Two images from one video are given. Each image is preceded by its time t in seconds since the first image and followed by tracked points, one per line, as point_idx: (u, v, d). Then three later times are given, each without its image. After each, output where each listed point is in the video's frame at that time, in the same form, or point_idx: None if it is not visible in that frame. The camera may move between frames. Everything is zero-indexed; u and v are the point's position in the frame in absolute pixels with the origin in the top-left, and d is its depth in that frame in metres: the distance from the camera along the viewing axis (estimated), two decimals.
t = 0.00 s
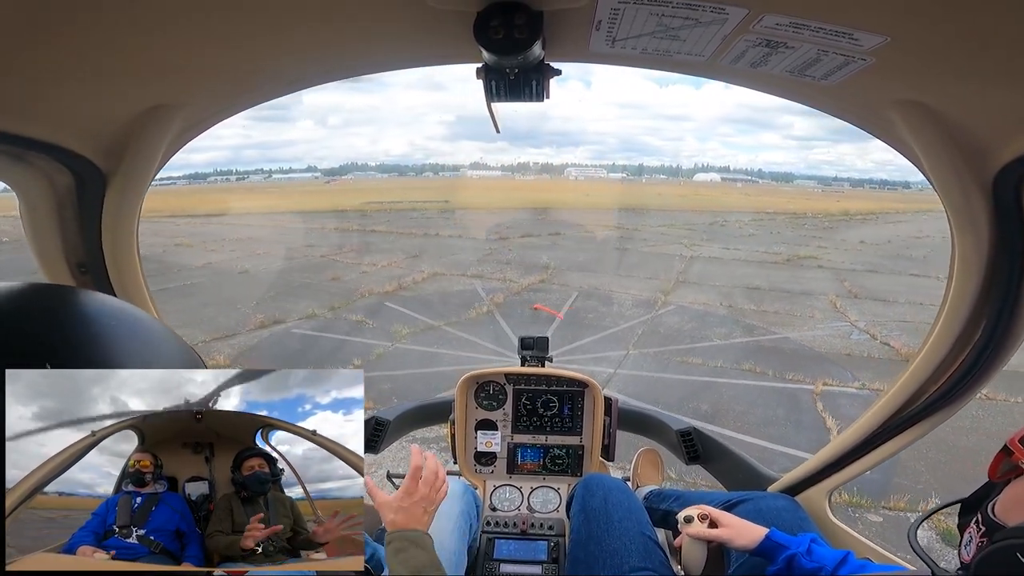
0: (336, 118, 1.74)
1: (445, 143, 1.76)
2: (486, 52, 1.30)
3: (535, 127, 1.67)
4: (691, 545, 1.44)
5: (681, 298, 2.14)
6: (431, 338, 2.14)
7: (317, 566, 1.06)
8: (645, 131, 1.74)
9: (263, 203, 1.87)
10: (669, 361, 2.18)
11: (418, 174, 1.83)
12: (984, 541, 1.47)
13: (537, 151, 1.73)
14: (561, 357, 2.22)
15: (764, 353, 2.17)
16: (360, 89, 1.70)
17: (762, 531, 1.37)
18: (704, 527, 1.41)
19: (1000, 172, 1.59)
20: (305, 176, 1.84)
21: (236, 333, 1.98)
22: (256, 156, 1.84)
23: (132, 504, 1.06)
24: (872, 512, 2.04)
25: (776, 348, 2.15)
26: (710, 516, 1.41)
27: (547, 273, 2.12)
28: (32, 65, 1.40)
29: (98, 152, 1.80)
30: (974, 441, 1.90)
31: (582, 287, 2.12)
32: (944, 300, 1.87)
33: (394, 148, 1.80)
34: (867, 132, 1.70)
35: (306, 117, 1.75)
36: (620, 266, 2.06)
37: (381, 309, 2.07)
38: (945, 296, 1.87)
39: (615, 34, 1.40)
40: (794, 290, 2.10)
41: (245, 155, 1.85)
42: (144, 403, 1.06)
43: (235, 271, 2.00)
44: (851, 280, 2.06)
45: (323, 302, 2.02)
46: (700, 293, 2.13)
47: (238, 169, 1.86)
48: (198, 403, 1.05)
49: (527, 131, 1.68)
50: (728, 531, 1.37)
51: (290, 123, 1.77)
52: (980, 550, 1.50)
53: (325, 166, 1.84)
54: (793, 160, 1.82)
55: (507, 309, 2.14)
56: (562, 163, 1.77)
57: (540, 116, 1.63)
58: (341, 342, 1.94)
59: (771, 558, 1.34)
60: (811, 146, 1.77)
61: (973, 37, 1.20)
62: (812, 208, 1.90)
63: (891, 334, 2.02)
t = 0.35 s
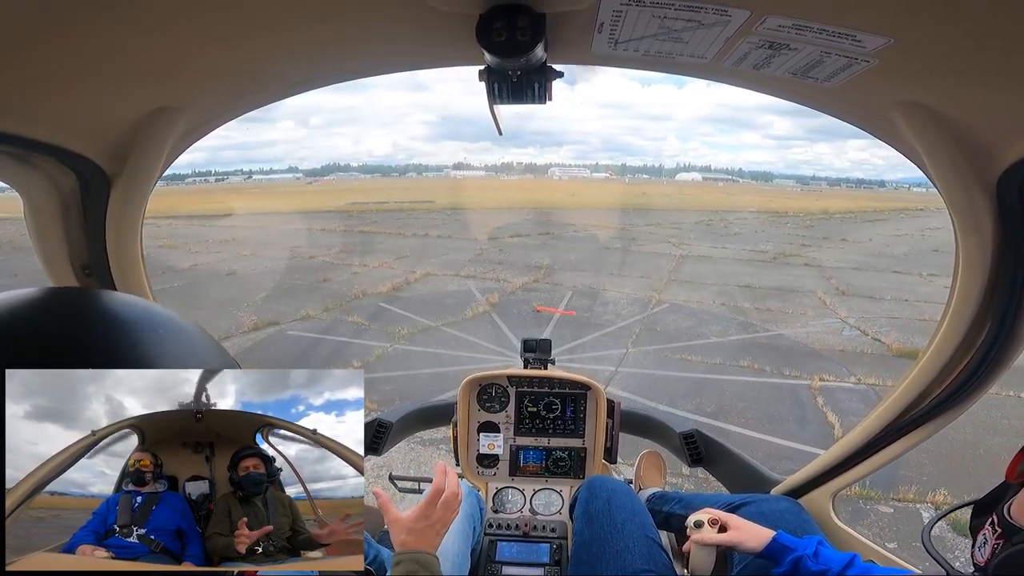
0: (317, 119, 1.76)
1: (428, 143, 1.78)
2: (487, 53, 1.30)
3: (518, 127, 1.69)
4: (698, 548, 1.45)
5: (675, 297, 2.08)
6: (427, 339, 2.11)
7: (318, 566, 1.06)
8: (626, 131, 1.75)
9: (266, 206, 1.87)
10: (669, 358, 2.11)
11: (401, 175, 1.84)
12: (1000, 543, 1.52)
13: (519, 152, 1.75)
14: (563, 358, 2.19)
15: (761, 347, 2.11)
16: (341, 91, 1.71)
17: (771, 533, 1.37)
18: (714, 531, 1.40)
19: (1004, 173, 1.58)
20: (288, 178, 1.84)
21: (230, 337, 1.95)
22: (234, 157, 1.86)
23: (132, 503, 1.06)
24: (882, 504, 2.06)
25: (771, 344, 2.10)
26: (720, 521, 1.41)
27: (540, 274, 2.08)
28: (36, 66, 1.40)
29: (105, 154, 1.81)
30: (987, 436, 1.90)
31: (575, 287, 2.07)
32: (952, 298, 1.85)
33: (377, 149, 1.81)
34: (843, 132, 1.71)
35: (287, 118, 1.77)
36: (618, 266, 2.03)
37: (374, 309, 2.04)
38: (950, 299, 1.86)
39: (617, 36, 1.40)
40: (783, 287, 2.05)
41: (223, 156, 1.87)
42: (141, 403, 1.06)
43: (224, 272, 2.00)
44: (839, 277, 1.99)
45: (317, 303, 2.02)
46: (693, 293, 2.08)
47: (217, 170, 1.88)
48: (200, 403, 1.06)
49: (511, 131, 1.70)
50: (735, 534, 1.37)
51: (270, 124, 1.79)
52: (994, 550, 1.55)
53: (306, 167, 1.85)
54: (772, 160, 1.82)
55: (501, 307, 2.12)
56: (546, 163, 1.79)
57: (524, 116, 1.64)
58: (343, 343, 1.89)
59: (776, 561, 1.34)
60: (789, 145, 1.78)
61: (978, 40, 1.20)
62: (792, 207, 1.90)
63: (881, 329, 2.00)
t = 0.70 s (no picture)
0: (299, 120, 1.74)
1: (411, 144, 1.78)
2: (487, 52, 1.30)
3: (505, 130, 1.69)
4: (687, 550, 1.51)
5: (670, 296, 2.12)
6: (430, 340, 2.13)
7: (306, 566, 1.06)
8: (610, 131, 1.75)
9: (262, 207, 1.86)
10: (671, 358, 2.17)
11: (383, 176, 1.84)
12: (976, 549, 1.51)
13: (504, 154, 1.76)
14: (563, 359, 2.25)
15: (757, 347, 2.19)
16: (324, 91, 1.68)
17: (758, 536, 1.38)
18: (700, 532, 1.42)
19: (1001, 176, 1.59)
20: (266, 179, 1.81)
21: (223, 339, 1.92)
22: (215, 159, 1.85)
23: (133, 503, 1.05)
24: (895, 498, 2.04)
25: (768, 342, 2.19)
26: (705, 522, 1.42)
27: (535, 274, 2.12)
28: (29, 62, 1.38)
29: (102, 149, 1.80)
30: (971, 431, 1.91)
31: (571, 287, 2.11)
32: (942, 299, 1.86)
33: (360, 150, 1.79)
34: (819, 132, 1.72)
35: (269, 118, 1.75)
36: (614, 266, 2.05)
37: (368, 310, 2.03)
38: (942, 300, 1.87)
39: (618, 37, 1.40)
40: (775, 286, 2.12)
41: (201, 158, 1.86)
42: (138, 403, 1.05)
43: (213, 275, 1.93)
44: (828, 276, 2.07)
45: (313, 306, 1.99)
46: (687, 292, 2.12)
47: (195, 172, 1.86)
48: (196, 404, 1.05)
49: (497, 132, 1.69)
50: (721, 536, 1.39)
51: (248, 126, 1.78)
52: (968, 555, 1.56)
53: (288, 168, 1.82)
54: (752, 160, 1.84)
55: (501, 310, 2.14)
56: (530, 163, 1.79)
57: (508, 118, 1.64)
58: (334, 346, 1.81)
59: (764, 563, 1.35)
60: (768, 146, 1.79)
61: (974, 46, 1.21)
62: (775, 207, 1.91)
63: (872, 326, 2.08)
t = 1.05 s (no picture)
0: (279, 121, 1.75)
1: (393, 145, 1.76)
2: (474, 47, 1.30)
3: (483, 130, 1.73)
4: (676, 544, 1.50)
5: (664, 295, 2.14)
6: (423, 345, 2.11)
7: (299, 566, 1.06)
8: (592, 132, 1.75)
9: (250, 209, 1.84)
10: (670, 356, 2.16)
11: (366, 177, 1.82)
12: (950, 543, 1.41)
13: (485, 154, 1.78)
14: (569, 359, 2.22)
15: (757, 344, 2.16)
16: (301, 91, 1.70)
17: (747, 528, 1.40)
18: (690, 526, 1.42)
19: (981, 172, 1.63)
20: (246, 180, 1.79)
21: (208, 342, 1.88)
22: (190, 160, 1.84)
23: (129, 504, 1.04)
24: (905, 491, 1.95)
25: (766, 339, 2.15)
26: (696, 514, 1.44)
27: (528, 275, 2.12)
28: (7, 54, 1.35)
29: (79, 144, 1.75)
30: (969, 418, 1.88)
31: (565, 287, 2.13)
32: (925, 294, 1.91)
33: (340, 151, 1.79)
34: (795, 131, 1.76)
35: (246, 120, 1.77)
36: (603, 266, 2.09)
37: (363, 314, 1.99)
38: (925, 294, 1.91)
39: (605, 33, 1.41)
40: (767, 283, 2.11)
41: (177, 160, 1.85)
42: (134, 403, 1.04)
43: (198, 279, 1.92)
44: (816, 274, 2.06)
45: (307, 310, 1.96)
46: (682, 291, 2.14)
47: (173, 173, 1.85)
48: (194, 405, 1.05)
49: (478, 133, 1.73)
50: (709, 529, 1.41)
51: (229, 125, 1.79)
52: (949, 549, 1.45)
53: (267, 170, 1.81)
54: (731, 159, 1.85)
55: (497, 309, 2.14)
56: (512, 162, 1.80)
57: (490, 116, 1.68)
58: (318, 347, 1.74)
59: (752, 555, 1.37)
60: (747, 145, 1.81)
61: (954, 41, 1.23)
62: (755, 205, 1.92)
63: (864, 322, 2.04)
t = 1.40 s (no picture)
0: (257, 122, 1.77)
1: (374, 145, 1.78)
2: (473, 45, 1.30)
3: (467, 129, 1.74)
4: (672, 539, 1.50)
5: (659, 293, 2.13)
6: (425, 345, 2.12)
7: (300, 566, 1.06)
8: (574, 131, 1.77)
9: (246, 210, 1.87)
10: (670, 354, 2.18)
11: (345, 176, 1.84)
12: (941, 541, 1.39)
13: (467, 153, 1.80)
14: (569, 358, 2.23)
15: (755, 341, 2.18)
16: (280, 92, 1.70)
17: (745, 525, 1.40)
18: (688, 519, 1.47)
19: (979, 169, 1.63)
20: (223, 182, 1.83)
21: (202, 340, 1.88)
22: (166, 162, 1.87)
23: (129, 506, 1.04)
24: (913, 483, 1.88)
25: (763, 336, 2.18)
26: (693, 510, 1.49)
27: (522, 274, 2.10)
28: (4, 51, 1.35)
29: (74, 142, 1.74)
30: (967, 412, 1.84)
31: (560, 286, 2.12)
32: (922, 292, 1.92)
33: (319, 151, 1.82)
34: (773, 129, 1.77)
35: (222, 121, 1.78)
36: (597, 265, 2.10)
37: (359, 315, 2.01)
38: (923, 291, 1.92)
39: (605, 29, 1.41)
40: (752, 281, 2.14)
41: (154, 162, 1.86)
42: (134, 404, 1.05)
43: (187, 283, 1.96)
44: (805, 272, 2.09)
45: (302, 313, 1.99)
46: (677, 289, 2.13)
47: (146, 176, 1.88)
48: (194, 405, 1.06)
49: (460, 133, 1.75)
50: (708, 525, 1.43)
51: (205, 127, 1.81)
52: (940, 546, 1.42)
53: (244, 171, 1.84)
54: (711, 157, 1.85)
55: (496, 311, 2.16)
56: (495, 163, 1.83)
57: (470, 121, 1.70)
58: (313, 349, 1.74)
59: (749, 552, 1.34)
60: (725, 143, 1.82)
61: (955, 39, 1.23)
62: (748, 203, 1.97)
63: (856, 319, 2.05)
